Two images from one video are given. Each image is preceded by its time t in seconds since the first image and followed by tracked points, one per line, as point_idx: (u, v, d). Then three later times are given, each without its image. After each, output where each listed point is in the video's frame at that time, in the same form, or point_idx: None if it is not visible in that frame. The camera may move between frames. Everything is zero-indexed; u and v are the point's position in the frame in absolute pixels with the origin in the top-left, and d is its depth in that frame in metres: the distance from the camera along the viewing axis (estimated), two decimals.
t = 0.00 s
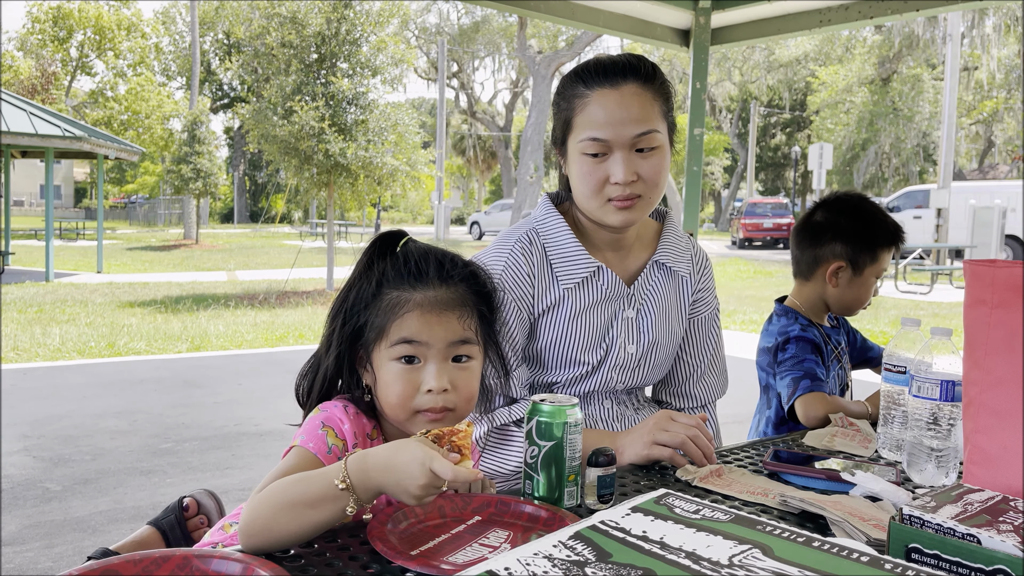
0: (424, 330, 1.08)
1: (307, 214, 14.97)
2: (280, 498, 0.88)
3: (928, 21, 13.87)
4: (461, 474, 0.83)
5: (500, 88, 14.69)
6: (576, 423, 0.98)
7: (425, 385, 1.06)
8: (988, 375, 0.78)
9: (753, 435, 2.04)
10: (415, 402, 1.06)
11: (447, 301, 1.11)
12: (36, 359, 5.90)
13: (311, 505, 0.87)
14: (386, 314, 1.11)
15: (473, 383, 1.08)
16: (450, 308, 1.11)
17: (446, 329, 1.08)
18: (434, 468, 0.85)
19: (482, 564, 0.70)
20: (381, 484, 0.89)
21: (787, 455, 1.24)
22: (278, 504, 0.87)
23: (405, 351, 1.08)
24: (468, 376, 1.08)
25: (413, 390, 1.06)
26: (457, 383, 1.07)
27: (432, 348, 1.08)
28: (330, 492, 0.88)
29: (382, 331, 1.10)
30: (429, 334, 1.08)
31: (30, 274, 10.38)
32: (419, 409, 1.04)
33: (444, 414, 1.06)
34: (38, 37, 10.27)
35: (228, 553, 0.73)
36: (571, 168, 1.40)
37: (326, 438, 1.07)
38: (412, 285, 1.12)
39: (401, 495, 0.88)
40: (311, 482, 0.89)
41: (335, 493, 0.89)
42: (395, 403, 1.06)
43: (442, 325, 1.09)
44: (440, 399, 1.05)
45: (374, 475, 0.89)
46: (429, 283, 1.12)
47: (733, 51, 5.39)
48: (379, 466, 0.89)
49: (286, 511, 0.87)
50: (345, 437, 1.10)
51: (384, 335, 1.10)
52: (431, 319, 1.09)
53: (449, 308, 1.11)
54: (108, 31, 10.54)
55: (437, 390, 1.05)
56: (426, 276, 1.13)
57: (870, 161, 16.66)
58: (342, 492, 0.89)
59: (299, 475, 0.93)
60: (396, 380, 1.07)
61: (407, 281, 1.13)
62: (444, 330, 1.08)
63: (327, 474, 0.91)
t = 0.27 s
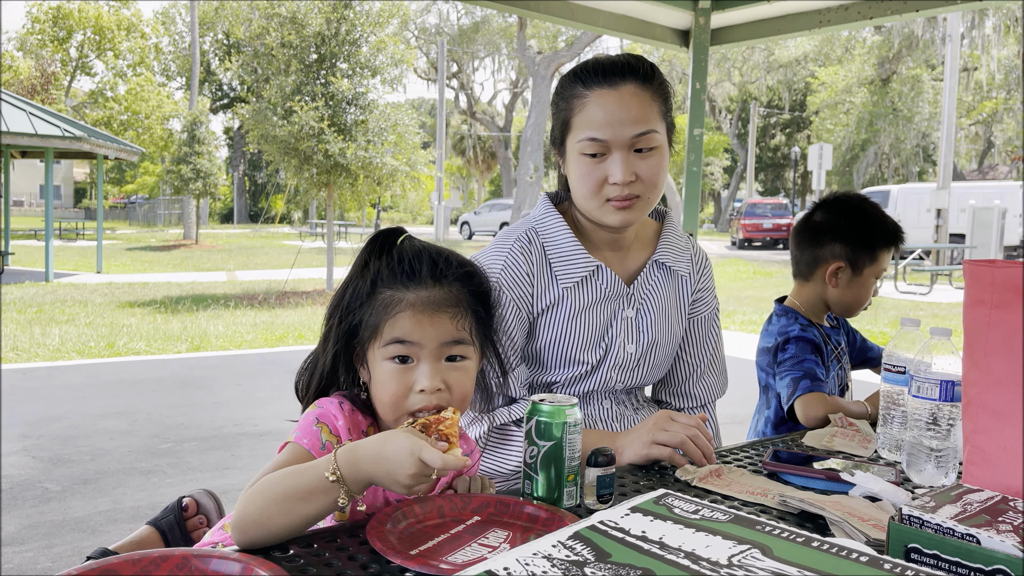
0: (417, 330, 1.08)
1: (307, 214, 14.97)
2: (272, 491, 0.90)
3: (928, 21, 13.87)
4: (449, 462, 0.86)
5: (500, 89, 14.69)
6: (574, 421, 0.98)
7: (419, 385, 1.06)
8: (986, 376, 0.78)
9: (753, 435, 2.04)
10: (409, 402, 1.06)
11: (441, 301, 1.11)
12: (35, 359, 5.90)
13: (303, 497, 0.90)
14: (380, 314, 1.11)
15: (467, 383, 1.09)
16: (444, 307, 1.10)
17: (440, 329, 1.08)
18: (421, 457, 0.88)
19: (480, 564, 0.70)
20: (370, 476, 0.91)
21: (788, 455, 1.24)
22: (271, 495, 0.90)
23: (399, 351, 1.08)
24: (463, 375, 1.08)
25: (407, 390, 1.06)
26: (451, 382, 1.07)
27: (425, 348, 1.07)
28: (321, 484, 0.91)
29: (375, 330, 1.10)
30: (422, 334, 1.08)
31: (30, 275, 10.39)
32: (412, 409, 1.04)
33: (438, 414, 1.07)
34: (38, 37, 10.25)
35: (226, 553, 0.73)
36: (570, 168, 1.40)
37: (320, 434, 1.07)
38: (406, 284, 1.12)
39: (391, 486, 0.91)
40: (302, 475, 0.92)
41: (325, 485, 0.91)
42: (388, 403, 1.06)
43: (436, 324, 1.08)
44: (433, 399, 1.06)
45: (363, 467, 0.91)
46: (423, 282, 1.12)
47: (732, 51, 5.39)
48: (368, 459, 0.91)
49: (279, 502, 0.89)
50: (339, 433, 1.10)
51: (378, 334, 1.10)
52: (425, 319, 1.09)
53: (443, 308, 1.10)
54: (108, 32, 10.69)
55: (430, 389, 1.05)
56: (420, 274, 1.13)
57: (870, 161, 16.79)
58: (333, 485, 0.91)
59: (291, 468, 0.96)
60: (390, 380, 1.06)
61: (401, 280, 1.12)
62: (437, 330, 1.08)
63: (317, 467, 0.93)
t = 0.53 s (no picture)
0: (413, 325, 1.07)
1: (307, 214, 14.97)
2: (270, 484, 0.91)
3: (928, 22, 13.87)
4: (446, 453, 0.85)
5: (500, 89, 14.67)
6: (574, 421, 0.98)
7: (414, 380, 1.05)
8: (984, 376, 0.78)
9: (753, 435, 2.05)
10: (406, 399, 1.06)
11: (437, 296, 1.10)
12: (35, 360, 5.89)
13: (298, 491, 0.91)
14: (377, 309, 1.10)
15: (464, 378, 1.08)
16: (440, 302, 1.10)
17: (437, 325, 1.08)
18: (416, 451, 0.87)
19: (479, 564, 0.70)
20: (365, 472, 0.91)
21: (787, 455, 1.24)
22: (267, 490, 0.91)
23: (395, 348, 1.07)
24: (461, 372, 1.08)
25: (403, 386, 1.06)
26: (447, 378, 1.06)
27: (423, 342, 1.07)
28: (315, 478, 0.91)
29: (372, 325, 1.10)
30: (418, 328, 1.07)
31: (30, 275, 10.39)
32: (407, 405, 1.04)
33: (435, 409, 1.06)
34: (38, 37, 10.28)
35: (226, 553, 0.73)
36: (568, 168, 1.40)
37: (321, 432, 1.07)
38: (403, 280, 1.11)
39: (387, 480, 0.90)
40: (297, 469, 0.92)
41: (319, 479, 0.91)
42: (386, 398, 1.06)
43: (432, 319, 1.08)
44: (429, 394, 1.05)
45: (357, 461, 0.91)
46: (419, 278, 1.12)
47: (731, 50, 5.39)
48: (363, 454, 0.90)
49: (275, 498, 0.91)
50: (340, 432, 1.10)
51: (375, 330, 1.10)
52: (422, 315, 1.08)
53: (441, 304, 1.10)
54: (109, 32, 10.70)
55: (425, 385, 1.05)
56: (416, 270, 1.13)
57: (870, 162, 16.83)
58: (328, 478, 0.91)
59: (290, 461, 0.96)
60: (387, 375, 1.06)
61: (398, 276, 1.12)
62: (434, 326, 1.08)
63: (312, 461, 0.93)
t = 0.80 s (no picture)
0: (412, 327, 1.07)
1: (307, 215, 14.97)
2: (268, 486, 0.91)
3: (928, 22, 13.88)
4: (446, 453, 0.85)
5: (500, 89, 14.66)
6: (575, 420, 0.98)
7: (414, 382, 1.05)
8: (984, 376, 0.77)
9: (753, 435, 2.04)
10: (405, 400, 1.06)
11: (434, 297, 1.10)
12: (35, 360, 5.89)
13: (297, 492, 0.91)
14: (376, 310, 1.10)
15: (465, 378, 1.07)
16: (437, 303, 1.10)
17: (435, 327, 1.08)
18: (416, 450, 0.87)
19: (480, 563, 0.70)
20: (364, 473, 0.91)
21: (788, 455, 1.24)
22: (266, 493, 0.91)
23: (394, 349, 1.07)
24: (461, 372, 1.07)
25: (403, 387, 1.05)
26: (447, 379, 1.06)
27: (421, 344, 1.07)
28: (314, 480, 0.91)
29: (371, 327, 1.10)
30: (417, 330, 1.07)
31: (30, 275, 10.40)
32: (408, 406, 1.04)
33: (436, 411, 1.06)
34: (38, 37, 10.27)
35: (226, 553, 0.73)
36: (565, 167, 1.40)
37: (323, 433, 1.07)
38: (401, 282, 1.11)
39: (386, 480, 0.90)
40: (295, 471, 0.92)
41: (318, 480, 0.91)
42: (386, 400, 1.06)
43: (429, 320, 1.08)
44: (428, 395, 1.05)
45: (356, 462, 0.91)
46: (416, 280, 1.12)
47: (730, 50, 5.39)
48: (361, 454, 0.90)
49: (272, 500, 0.90)
50: (342, 433, 1.10)
51: (374, 332, 1.10)
52: (421, 316, 1.08)
53: (439, 305, 1.10)
54: (109, 32, 10.72)
55: (426, 387, 1.05)
56: (412, 272, 1.13)
57: (869, 162, 16.86)
58: (325, 479, 0.91)
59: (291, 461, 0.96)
60: (387, 376, 1.06)
61: (395, 279, 1.12)
62: (432, 327, 1.08)
63: (311, 462, 0.93)
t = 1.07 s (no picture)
0: (411, 330, 1.07)
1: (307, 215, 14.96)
2: (264, 489, 0.91)
3: (928, 22, 13.90)
4: (441, 455, 0.85)
5: (500, 89, 14.65)
6: (575, 421, 0.98)
7: (415, 385, 1.05)
8: (983, 375, 0.77)
9: (751, 435, 2.04)
10: (406, 402, 1.06)
11: (434, 301, 1.10)
12: (34, 360, 5.89)
13: (293, 494, 0.91)
14: (377, 314, 1.10)
15: (466, 381, 1.08)
16: (438, 308, 1.10)
17: (434, 329, 1.08)
18: (411, 454, 0.87)
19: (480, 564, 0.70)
20: (357, 472, 0.91)
21: (786, 456, 1.24)
22: (260, 494, 0.91)
23: (392, 352, 1.07)
24: (461, 375, 1.07)
25: (403, 390, 1.06)
26: (448, 382, 1.06)
27: (421, 347, 1.07)
28: (310, 481, 0.92)
29: (372, 330, 1.10)
30: (418, 333, 1.07)
31: (29, 276, 10.40)
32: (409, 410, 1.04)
33: (437, 413, 1.06)
34: (38, 38, 10.26)
35: (225, 553, 0.73)
36: (564, 163, 1.39)
37: (322, 434, 1.07)
38: (400, 285, 1.11)
39: (381, 482, 0.90)
40: (291, 473, 0.92)
41: (314, 482, 0.91)
42: (386, 403, 1.06)
43: (430, 324, 1.08)
44: (429, 399, 1.05)
45: (352, 463, 0.91)
46: (416, 284, 1.12)
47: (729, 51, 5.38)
48: (356, 455, 0.91)
49: (265, 504, 0.90)
50: (341, 434, 1.10)
51: (374, 335, 1.10)
52: (419, 319, 1.08)
53: (438, 307, 1.10)
54: (109, 32, 10.73)
55: (426, 390, 1.05)
56: (412, 275, 1.13)
57: (870, 163, 16.87)
58: (321, 480, 0.91)
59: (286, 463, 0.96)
60: (388, 379, 1.06)
61: (394, 282, 1.12)
62: (431, 331, 1.07)
63: (307, 463, 0.93)
